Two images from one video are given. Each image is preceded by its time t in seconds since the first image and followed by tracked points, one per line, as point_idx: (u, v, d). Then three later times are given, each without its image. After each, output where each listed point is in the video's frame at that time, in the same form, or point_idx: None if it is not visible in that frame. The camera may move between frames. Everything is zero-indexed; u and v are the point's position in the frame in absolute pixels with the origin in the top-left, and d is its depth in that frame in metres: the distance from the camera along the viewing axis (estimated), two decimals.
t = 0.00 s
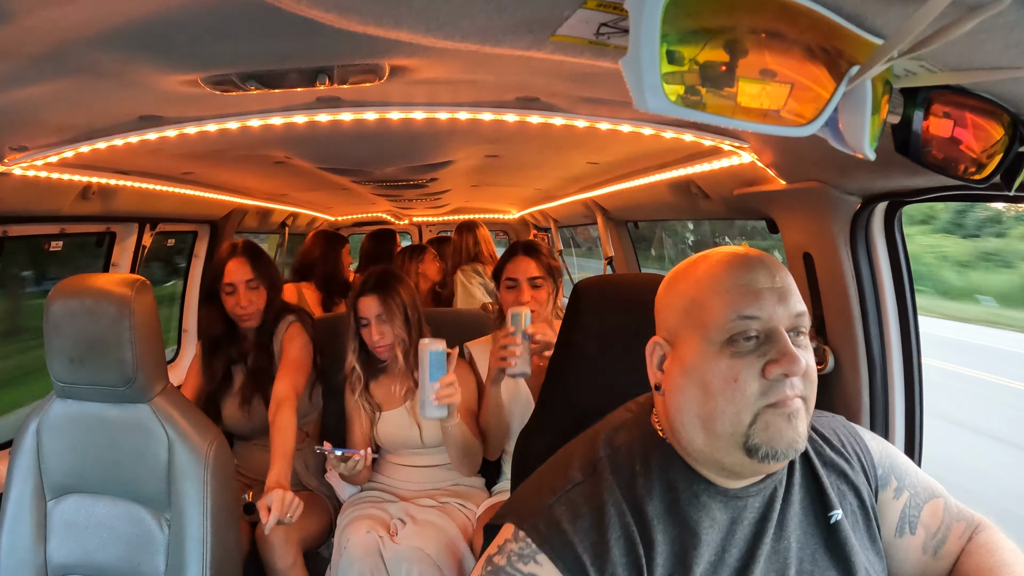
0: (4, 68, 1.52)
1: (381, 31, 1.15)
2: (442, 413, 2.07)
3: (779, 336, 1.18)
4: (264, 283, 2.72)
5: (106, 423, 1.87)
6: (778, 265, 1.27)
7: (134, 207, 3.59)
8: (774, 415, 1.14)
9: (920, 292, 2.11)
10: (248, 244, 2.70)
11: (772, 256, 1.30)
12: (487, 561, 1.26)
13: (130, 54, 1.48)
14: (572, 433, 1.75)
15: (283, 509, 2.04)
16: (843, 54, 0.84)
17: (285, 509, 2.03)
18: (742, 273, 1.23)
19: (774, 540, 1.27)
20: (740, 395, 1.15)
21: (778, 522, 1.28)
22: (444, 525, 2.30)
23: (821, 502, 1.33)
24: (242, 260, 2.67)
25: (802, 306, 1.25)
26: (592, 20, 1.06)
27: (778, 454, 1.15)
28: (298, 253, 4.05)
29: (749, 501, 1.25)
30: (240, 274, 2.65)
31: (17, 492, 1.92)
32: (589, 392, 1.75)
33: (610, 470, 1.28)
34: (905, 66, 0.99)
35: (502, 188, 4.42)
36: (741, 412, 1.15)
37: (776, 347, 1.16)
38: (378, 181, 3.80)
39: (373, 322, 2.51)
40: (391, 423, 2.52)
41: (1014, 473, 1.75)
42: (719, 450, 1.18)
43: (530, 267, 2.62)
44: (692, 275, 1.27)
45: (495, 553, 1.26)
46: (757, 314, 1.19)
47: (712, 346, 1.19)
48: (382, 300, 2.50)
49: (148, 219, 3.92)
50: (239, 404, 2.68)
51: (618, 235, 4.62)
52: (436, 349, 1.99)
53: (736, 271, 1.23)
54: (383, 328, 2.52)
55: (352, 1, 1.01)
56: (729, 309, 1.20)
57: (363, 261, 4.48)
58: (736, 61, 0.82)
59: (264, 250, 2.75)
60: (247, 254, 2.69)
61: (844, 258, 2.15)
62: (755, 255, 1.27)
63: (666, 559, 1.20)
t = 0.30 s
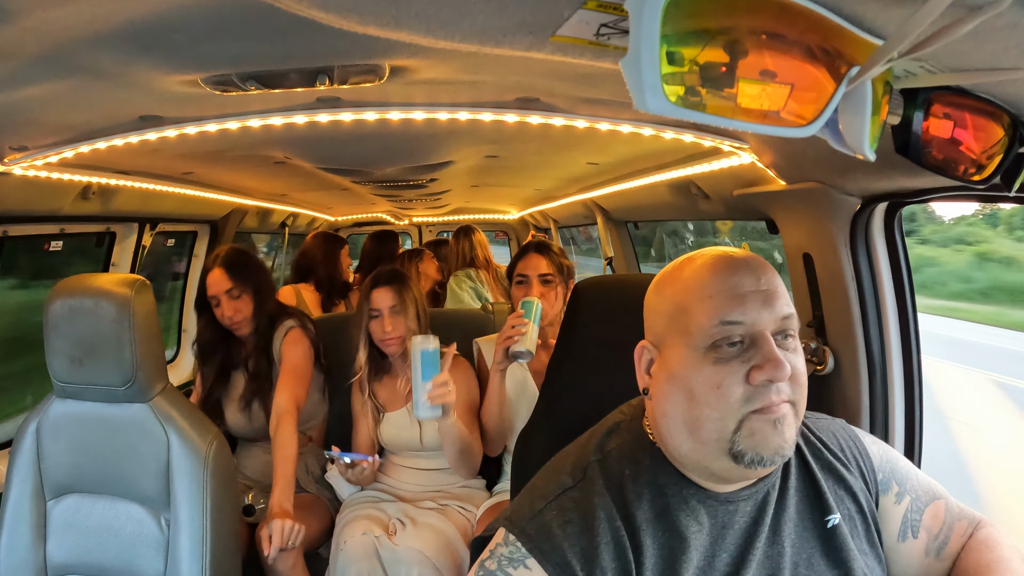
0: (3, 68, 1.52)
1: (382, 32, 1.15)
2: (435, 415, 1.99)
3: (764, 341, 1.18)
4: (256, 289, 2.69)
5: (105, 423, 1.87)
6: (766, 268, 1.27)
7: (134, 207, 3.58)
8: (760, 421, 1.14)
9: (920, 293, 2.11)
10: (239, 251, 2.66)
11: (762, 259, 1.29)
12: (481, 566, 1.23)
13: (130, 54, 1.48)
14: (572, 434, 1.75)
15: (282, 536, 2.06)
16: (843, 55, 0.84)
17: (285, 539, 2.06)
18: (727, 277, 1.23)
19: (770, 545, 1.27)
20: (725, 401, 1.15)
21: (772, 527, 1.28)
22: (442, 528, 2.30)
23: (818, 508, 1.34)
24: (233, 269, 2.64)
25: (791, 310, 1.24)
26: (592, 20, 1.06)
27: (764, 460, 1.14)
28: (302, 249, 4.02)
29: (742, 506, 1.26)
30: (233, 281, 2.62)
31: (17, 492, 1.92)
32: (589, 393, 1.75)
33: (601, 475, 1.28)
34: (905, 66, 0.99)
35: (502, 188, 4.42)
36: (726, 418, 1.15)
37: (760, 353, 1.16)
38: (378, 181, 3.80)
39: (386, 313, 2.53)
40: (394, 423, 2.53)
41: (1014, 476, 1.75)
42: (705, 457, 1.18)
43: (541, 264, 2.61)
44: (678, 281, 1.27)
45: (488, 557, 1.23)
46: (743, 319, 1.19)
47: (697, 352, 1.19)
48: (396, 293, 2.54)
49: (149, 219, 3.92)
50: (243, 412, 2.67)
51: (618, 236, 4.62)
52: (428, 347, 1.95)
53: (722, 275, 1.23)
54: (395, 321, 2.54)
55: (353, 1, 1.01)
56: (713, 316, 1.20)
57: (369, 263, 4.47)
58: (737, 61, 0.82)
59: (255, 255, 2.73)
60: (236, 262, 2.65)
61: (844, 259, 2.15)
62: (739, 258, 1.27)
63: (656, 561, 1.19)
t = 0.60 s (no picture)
0: (2, 68, 1.51)
1: (382, 32, 1.15)
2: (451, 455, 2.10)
3: (752, 345, 1.17)
4: (266, 284, 2.64)
5: (105, 424, 1.87)
6: (767, 270, 1.26)
7: (133, 207, 3.58)
8: (745, 426, 1.14)
9: (920, 292, 2.11)
10: (250, 246, 2.62)
11: (760, 259, 1.28)
12: (486, 557, 1.23)
13: (129, 54, 1.47)
14: (571, 435, 1.75)
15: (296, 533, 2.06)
16: (843, 55, 0.84)
17: (298, 532, 2.06)
18: (719, 281, 1.23)
19: (772, 541, 1.27)
20: (711, 405, 1.15)
21: (773, 524, 1.28)
22: (446, 524, 2.30)
23: (821, 504, 1.33)
24: (243, 265, 2.59)
25: (786, 314, 1.22)
26: (592, 20, 1.06)
27: (750, 464, 1.15)
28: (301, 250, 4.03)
29: (745, 501, 1.26)
30: (243, 278, 2.59)
31: (17, 492, 1.92)
32: (588, 393, 1.75)
33: (606, 471, 1.27)
34: (905, 66, 0.98)
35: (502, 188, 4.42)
36: (712, 422, 1.15)
37: (748, 358, 1.16)
38: (378, 181, 3.80)
39: (415, 300, 2.58)
40: (398, 416, 2.55)
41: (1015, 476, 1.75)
42: (695, 457, 1.19)
43: (558, 260, 2.60)
44: (675, 283, 1.27)
45: (493, 548, 1.22)
46: (731, 323, 1.19)
47: (686, 355, 1.19)
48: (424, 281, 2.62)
49: (148, 219, 3.91)
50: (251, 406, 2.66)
51: (618, 236, 4.62)
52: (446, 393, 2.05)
53: (715, 279, 1.23)
54: (422, 307, 2.60)
55: (353, 2, 1.01)
56: (702, 320, 1.20)
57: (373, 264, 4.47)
58: (737, 62, 0.82)
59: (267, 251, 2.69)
60: (247, 258, 2.61)
61: (844, 259, 2.15)
62: (736, 260, 1.26)
63: (661, 560, 1.19)
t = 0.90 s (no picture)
0: (3, 68, 1.52)
1: (382, 32, 1.15)
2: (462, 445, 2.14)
3: (774, 353, 1.17)
4: (277, 291, 2.62)
5: (106, 424, 1.87)
6: (791, 276, 1.25)
7: (134, 206, 3.58)
8: (762, 434, 1.15)
9: (920, 291, 2.12)
10: (261, 253, 2.62)
11: (783, 265, 1.27)
12: (499, 555, 1.20)
13: (130, 54, 1.48)
14: (572, 434, 1.75)
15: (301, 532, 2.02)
16: (844, 54, 0.83)
17: (302, 530, 2.01)
18: (743, 286, 1.22)
19: (783, 541, 1.27)
20: (730, 411, 1.16)
21: (784, 524, 1.28)
22: (458, 521, 2.33)
23: (829, 504, 1.34)
24: (253, 273, 2.58)
25: (808, 322, 1.22)
26: (592, 20, 1.06)
27: (765, 472, 1.16)
28: (303, 249, 4.03)
29: (758, 503, 1.26)
30: (250, 287, 2.56)
31: (18, 492, 1.92)
32: (589, 393, 1.75)
33: (623, 469, 1.28)
34: (905, 66, 0.99)
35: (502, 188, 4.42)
36: (730, 427, 1.17)
37: (768, 366, 1.16)
38: (378, 181, 3.80)
39: (432, 300, 2.60)
40: (418, 416, 2.57)
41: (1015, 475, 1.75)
42: (712, 461, 1.21)
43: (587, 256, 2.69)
44: (699, 286, 1.27)
45: (507, 547, 1.20)
46: (752, 330, 1.19)
47: (706, 360, 1.20)
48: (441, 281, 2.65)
49: (149, 219, 3.91)
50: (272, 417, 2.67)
51: (618, 235, 4.62)
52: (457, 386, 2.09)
53: (739, 283, 1.22)
54: (439, 308, 2.61)
55: (353, 1, 1.01)
56: (725, 325, 1.20)
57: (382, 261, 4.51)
58: (737, 61, 0.82)
59: (275, 255, 2.67)
60: (257, 265, 2.60)
61: (844, 258, 2.15)
62: (759, 265, 1.26)
63: (679, 559, 1.19)
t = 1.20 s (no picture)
0: (3, 68, 1.51)
1: (382, 31, 1.15)
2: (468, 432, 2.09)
3: (787, 347, 1.17)
4: (281, 294, 2.63)
5: (105, 424, 1.86)
6: (794, 273, 1.26)
7: (133, 206, 3.58)
8: (777, 429, 1.14)
9: (920, 292, 2.12)
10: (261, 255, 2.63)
11: (786, 263, 1.28)
12: (496, 558, 1.20)
13: (130, 54, 1.48)
14: (572, 435, 1.75)
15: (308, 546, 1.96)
16: (843, 54, 0.84)
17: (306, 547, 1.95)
18: (753, 283, 1.22)
19: (779, 542, 1.27)
20: (745, 406, 1.15)
21: (781, 525, 1.28)
22: (459, 524, 2.32)
23: (826, 505, 1.34)
24: (258, 275, 2.58)
25: (815, 317, 1.23)
26: (592, 20, 1.06)
27: (779, 470, 1.15)
28: (302, 249, 4.03)
29: (754, 504, 1.26)
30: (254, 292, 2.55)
31: (18, 492, 1.92)
32: (589, 393, 1.75)
33: (621, 470, 1.28)
34: (905, 66, 0.99)
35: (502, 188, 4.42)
36: (744, 424, 1.16)
37: (782, 359, 1.16)
38: (378, 181, 3.80)
39: (431, 303, 2.59)
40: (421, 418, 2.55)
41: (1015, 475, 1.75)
42: (723, 461, 1.19)
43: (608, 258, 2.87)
44: (704, 283, 1.26)
45: (505, 550, 1.19)
46: (766, 324, 1.18)
47: (719, 356, 1.19)
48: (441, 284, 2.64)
49: (149, 219, 3.91)
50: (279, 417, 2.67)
51: (618, 236, 4.62)
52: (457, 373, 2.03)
53: (746, 280, 1.22)
54: (439, 311, 2.60)
55: (354, 1, 1.01)
56: (737, 321, 1.19)
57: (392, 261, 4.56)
58: (737, 60, 0.81)
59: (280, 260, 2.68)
60: (262, 267, 2.61)
61: (844, 259, 2.15)
62: (765, 263, 1.25)
63: (676, 560, 1.19)
